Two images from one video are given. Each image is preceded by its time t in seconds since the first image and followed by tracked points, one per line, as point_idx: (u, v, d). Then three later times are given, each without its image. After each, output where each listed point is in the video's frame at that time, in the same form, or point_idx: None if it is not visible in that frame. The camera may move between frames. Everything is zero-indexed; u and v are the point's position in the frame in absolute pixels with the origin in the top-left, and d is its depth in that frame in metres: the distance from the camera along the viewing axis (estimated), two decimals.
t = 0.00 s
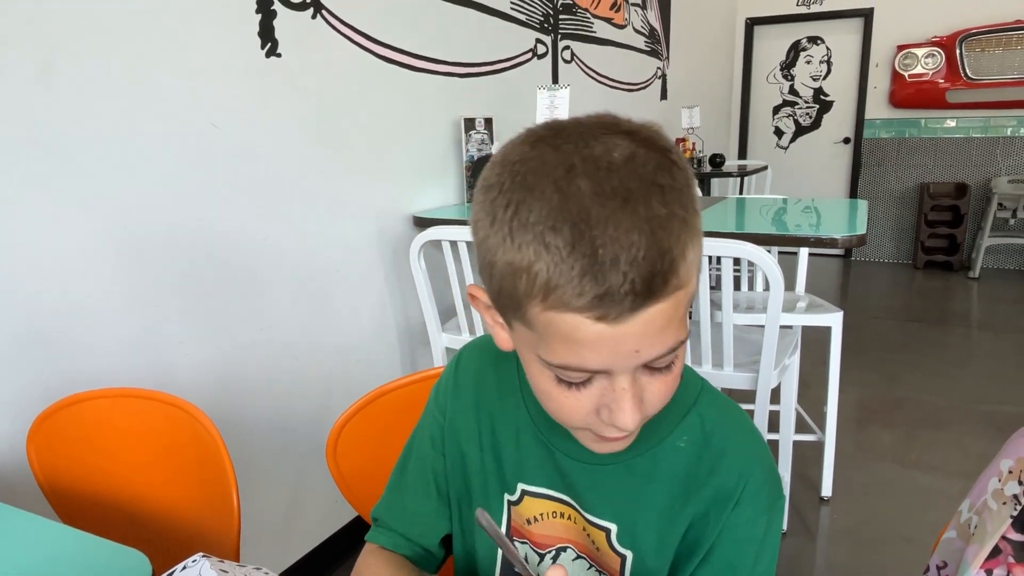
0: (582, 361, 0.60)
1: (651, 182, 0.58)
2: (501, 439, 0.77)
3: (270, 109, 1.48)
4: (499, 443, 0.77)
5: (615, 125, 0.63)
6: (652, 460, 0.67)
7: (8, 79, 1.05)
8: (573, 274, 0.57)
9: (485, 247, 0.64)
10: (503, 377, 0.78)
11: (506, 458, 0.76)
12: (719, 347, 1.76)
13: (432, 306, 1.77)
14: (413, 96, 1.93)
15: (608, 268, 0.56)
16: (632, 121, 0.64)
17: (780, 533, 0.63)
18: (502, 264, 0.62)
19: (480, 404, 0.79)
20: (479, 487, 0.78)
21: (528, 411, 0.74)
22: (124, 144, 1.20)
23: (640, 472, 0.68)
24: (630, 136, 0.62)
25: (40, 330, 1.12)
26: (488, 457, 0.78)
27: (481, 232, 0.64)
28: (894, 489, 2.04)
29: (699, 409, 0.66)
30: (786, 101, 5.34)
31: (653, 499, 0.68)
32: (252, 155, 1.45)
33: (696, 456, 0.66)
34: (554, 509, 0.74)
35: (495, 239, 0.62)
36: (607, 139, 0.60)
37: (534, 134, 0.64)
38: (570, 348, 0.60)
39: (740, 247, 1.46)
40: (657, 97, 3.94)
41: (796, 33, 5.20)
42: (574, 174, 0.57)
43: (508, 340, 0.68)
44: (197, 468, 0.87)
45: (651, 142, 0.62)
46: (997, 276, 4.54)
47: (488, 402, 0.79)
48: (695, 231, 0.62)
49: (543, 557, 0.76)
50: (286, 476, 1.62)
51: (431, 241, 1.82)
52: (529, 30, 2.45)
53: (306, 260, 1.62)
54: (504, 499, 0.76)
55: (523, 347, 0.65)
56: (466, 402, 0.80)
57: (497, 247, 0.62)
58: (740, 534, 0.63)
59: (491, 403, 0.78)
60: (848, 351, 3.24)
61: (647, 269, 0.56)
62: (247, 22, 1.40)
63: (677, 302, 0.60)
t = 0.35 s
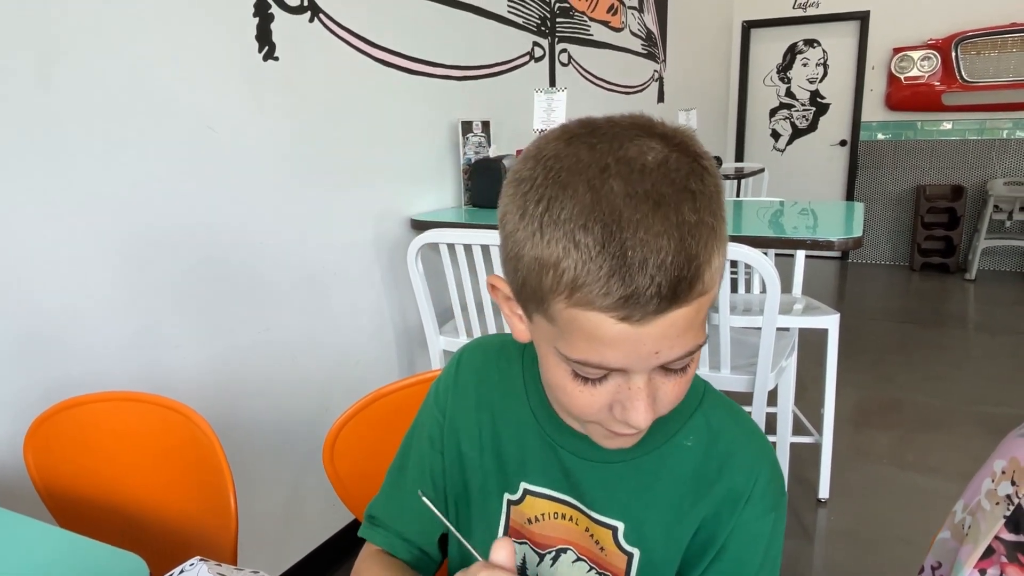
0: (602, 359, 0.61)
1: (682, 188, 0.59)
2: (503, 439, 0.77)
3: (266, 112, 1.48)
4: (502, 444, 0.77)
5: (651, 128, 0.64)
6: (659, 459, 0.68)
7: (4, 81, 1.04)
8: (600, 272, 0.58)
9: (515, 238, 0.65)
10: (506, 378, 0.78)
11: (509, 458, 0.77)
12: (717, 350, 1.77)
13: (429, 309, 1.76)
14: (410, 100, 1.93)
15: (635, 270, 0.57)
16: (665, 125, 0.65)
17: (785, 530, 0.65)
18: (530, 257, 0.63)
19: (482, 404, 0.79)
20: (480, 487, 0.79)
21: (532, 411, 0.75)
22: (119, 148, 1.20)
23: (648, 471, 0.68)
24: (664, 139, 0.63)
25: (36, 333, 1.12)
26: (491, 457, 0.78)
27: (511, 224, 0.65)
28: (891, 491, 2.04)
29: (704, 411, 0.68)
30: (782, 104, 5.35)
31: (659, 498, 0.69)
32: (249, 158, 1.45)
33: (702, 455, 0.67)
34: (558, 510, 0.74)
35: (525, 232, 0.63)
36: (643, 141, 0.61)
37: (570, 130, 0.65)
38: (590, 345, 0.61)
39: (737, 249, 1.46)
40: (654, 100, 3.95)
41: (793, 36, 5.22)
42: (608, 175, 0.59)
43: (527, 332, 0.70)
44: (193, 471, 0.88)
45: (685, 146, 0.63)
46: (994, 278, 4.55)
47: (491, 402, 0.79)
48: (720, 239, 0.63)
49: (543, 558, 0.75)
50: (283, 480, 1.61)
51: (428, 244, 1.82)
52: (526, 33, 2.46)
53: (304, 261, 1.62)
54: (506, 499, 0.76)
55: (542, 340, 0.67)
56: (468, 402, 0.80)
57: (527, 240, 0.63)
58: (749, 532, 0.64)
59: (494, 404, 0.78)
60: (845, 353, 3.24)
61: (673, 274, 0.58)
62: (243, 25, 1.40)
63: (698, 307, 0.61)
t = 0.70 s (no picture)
0: (595, 344, 0.61)
1: (676, 177, 0.60)
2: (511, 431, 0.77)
3: (265, 113, 1.48)
4: (508, 437, 0.77)
5: (648, 122, 0.65)
6: (666, 443, 0.68)
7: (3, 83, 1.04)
8: (592, 257, 0.59)
9: (514, 226, 0.66)
10: (511, 371, 0.78)
11: (516, 451, 0.76)
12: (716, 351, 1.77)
13: (429, 310, 1.76)
14: (409, 101, 1.93)
15: (626, 254, 0.58)
16: (663, 120, 0.67)
17: (792, 507, 0.65)
18: (527, 244, 0.64)
19: (488, 397, 0.79)
20: (491, 482, 0.78)
21: (538, 401, 0.75)
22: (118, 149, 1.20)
23: (655, 457, 0.69)
24: (661, 132, 0.64)
25: (35, 335, 1.12)
26: (498, 450, 0.77)
27: (511, 213, 0.67)
28: (890, 492, 2.04)
29: (705, 395, 0.68)
30: (780, 105, 5.36)
31: (667, 484, 0.69)
32: (247, 159, 1.45)
33: (707, 438, 0.68)
34: (567, 501, 0.73)
35: (523, 220, 0.65)
36: (638, 132, 0.62)
37: (570, 123, 0.66)
38: (583, 329, 0.61)
39: (736, 250, 1.46)
40: (652, 102, 3.95)
41: (791, 38, 5.22)
42: (602, 164, 0.60)
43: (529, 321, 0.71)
44: (193, 473, 0.87)
45: (681, 140, 0.64)
46: (992, 279, 4.56)
47: (497, 395, 0.78)
48: (715, 230, 0.63)
49: (554, 550, 0.75)
50: (282, 482, 1.61)
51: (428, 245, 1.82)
52: (525, 34, 2.46)
53: (303, 263, 1.62)
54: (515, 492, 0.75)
55: (540, 327, 0.67)
56: (472, 397, 0.79)
57: (524, 227, 0.64)
58: (754, 512, 0.64)
59: (499, 396, 0.78)
60: (844, 354, 3.25)
61: (663, 258, 0.58)
62: (242, 26, 1.40)
63: (691, 294, 0.61)
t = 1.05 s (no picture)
0: (594, 326, 0.61)
1: (676, 162, 0.61)
2: (503, 432, 0.77)
3: (264, 113, 1.48)
4: (501, 437, 0.77)
5: (649, 111, 0.66)
6: (658, 445, 0.68)
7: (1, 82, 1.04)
8: (592, 237, 0.60)
9: (514, 210, 0.67)
10: (504, 371, 0.78)
11: (509, 451, 0.76)
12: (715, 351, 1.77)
13: (428, 310, 1.76)
14: (408, 100, 1.93)
15: (626, 234, 0.59)
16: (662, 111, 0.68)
17: (782, 512, 0.65)
18: (527, 227, 0.65)
19: (483, 398, 0.79)
20: (485, 481, 0.78)
21: (531, 401, 0.74)
22: (118, 149, 1.20)
23: (647, 458, 0.69)
24: (661, 120, 0.65)
25: (33, 335, 1.12)
26: (491, 450, 0.78)
27: (511, 197, 0.67)
28: (888, 491, 2.05)
29: (697, 399, 0.68)
30: (779, 105, 5.36)
31: (658, 485, 0.69)
32: (247, 159, 1.45)
33: (699, 440, 0.68)
34: (559, 500, 0.74)
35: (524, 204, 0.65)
36: (639, 117, 0.63)
37: (572, 111, 0.68)
38: (582, 311, 0.61)
39: (735, 250, 1.47)
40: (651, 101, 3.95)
41: (789, 37, 5.23)
42: (604, 147, 0.61)
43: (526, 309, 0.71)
44: (193, 474, 0.87)
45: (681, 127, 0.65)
46: (990, 279, 4.57)
47: (490, 395, 0.78)
48: (712, 217, 0.64)
49: (546, 549, 0.75)
50: (281, 482, 1.61)
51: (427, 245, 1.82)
52: (524, 34, 2.46)
53: (302, 263, 1.61)
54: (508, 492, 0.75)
55: (537, 313, 0.67)
56: (467, 397, 0.79)
57: (524, 209, 0.65)
58: (745, 516, 0.64)
59: (491, 396, 0.78)
60: (842, 353, 3.25)
61: (663, 239, 0.59)
62: (242, 26, 1.40)
63: (688, 278, 0.61)
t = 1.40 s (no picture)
0: (571, 298, 0.62)
1: (649, 144, 0.65)
2: (496, 437, 0.77)
3: (264, 116, 1.48)
4: (494, 442, 0.77)
5: (628, 106, 0.71)
6: (650, 452, 0.68)
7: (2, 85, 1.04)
8: (567, 208, 0.62)
9: (501, 201, 0.71)
10: (499, 376, 0.78)
11: (502, 456, 0.77)
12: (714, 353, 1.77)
13: (428, 312, 1.77)
14: (408, 103, 1.94)
15: (599, 203, 0.61)
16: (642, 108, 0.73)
17: (777, 522, 0.65)
18: (511, 210, 0.68)
19: (476, 402, 0.79)
20: (477, 485, 0.78)
21: (524, 406, 0.75)
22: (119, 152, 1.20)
23: (639, 464, 0.69)
24: (638, 112, 0.69)
25: (33, 338, 1.12)
26: (483, 453, 0.78)
27: (499, 187, 0.71)
28: (888, 493, 2.05)
29: (690, 407, 0.68)
30: (778, 107, 5.37)
31: (650, 491, 0.69)
32: (247, 162, 1.45)
33: (692, 448, 0.68)
34: (551, 504, 0.74)
35: (509, 189, 0.69)
36: (616, 109, 0.68)
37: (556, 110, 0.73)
38: (559, 282, 0.62)
39: (734, 253, 1.47)
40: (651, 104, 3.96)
41: (789, 40, 5.24)
42: (581, 129, 0.65)
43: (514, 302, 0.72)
44: (193, 477, 0.87)
45: (658, 120, 0.70)
46: (989, 280, 4.57)
47: (484, 400, 0.78)
48: (689, 201, 0.66)
49: (539, 553, 0.75)
50: (281, 484, 1.61)
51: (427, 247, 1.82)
52: (524, 37, 2.47)
53: (302, 266, 1.62)
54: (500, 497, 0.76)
55: (522, 298, 0.69)
56: (461, 400, 0.80)
57: (509, 197, 0.69)
58: (742, 527, 0.64)
59: (485, 401, 0.78)
60: (842, 355, 3.26)
61: (635, 209, 0.61)
62: (243, 30, 1.41)
63: (665, 254, 0.62)
